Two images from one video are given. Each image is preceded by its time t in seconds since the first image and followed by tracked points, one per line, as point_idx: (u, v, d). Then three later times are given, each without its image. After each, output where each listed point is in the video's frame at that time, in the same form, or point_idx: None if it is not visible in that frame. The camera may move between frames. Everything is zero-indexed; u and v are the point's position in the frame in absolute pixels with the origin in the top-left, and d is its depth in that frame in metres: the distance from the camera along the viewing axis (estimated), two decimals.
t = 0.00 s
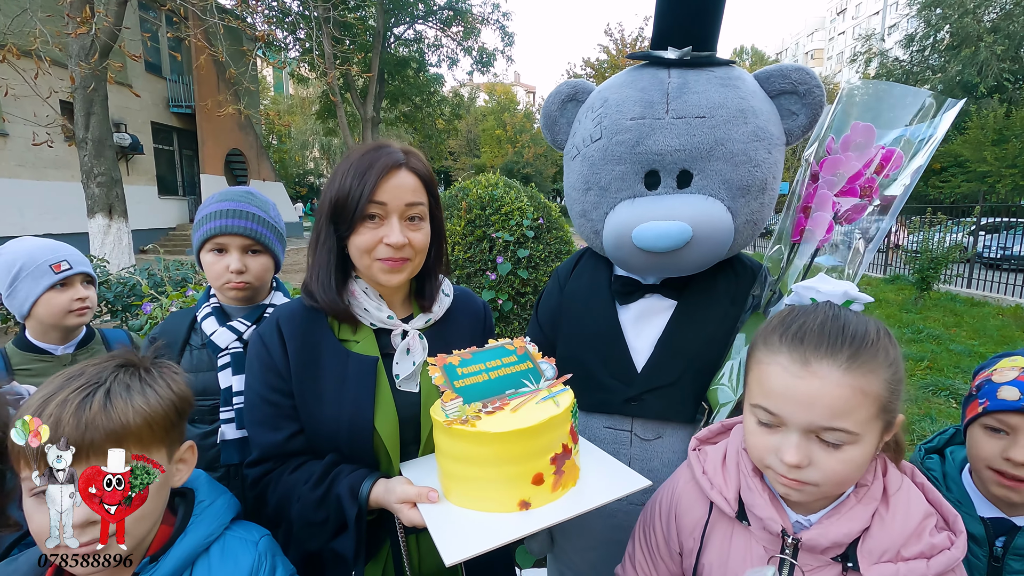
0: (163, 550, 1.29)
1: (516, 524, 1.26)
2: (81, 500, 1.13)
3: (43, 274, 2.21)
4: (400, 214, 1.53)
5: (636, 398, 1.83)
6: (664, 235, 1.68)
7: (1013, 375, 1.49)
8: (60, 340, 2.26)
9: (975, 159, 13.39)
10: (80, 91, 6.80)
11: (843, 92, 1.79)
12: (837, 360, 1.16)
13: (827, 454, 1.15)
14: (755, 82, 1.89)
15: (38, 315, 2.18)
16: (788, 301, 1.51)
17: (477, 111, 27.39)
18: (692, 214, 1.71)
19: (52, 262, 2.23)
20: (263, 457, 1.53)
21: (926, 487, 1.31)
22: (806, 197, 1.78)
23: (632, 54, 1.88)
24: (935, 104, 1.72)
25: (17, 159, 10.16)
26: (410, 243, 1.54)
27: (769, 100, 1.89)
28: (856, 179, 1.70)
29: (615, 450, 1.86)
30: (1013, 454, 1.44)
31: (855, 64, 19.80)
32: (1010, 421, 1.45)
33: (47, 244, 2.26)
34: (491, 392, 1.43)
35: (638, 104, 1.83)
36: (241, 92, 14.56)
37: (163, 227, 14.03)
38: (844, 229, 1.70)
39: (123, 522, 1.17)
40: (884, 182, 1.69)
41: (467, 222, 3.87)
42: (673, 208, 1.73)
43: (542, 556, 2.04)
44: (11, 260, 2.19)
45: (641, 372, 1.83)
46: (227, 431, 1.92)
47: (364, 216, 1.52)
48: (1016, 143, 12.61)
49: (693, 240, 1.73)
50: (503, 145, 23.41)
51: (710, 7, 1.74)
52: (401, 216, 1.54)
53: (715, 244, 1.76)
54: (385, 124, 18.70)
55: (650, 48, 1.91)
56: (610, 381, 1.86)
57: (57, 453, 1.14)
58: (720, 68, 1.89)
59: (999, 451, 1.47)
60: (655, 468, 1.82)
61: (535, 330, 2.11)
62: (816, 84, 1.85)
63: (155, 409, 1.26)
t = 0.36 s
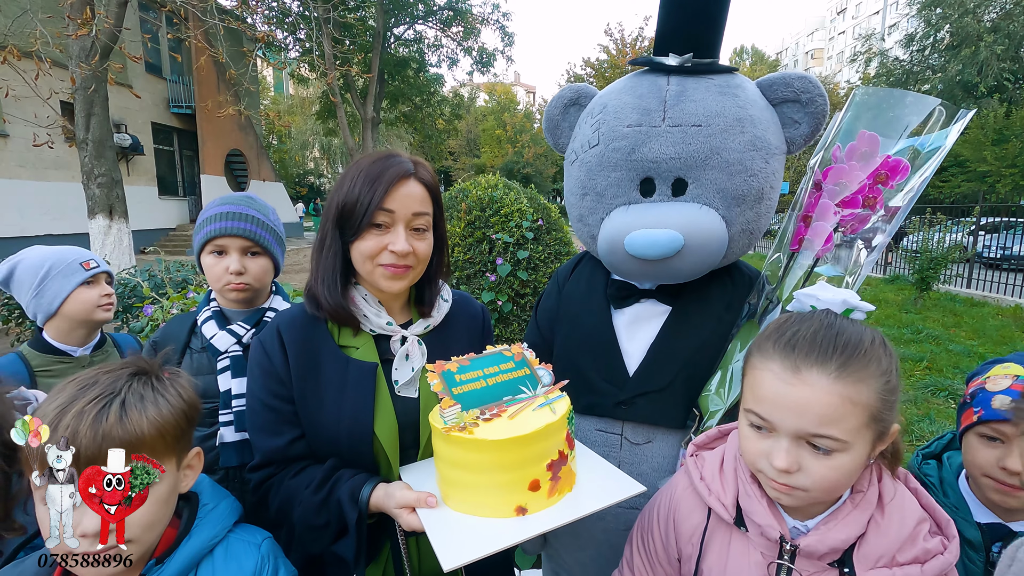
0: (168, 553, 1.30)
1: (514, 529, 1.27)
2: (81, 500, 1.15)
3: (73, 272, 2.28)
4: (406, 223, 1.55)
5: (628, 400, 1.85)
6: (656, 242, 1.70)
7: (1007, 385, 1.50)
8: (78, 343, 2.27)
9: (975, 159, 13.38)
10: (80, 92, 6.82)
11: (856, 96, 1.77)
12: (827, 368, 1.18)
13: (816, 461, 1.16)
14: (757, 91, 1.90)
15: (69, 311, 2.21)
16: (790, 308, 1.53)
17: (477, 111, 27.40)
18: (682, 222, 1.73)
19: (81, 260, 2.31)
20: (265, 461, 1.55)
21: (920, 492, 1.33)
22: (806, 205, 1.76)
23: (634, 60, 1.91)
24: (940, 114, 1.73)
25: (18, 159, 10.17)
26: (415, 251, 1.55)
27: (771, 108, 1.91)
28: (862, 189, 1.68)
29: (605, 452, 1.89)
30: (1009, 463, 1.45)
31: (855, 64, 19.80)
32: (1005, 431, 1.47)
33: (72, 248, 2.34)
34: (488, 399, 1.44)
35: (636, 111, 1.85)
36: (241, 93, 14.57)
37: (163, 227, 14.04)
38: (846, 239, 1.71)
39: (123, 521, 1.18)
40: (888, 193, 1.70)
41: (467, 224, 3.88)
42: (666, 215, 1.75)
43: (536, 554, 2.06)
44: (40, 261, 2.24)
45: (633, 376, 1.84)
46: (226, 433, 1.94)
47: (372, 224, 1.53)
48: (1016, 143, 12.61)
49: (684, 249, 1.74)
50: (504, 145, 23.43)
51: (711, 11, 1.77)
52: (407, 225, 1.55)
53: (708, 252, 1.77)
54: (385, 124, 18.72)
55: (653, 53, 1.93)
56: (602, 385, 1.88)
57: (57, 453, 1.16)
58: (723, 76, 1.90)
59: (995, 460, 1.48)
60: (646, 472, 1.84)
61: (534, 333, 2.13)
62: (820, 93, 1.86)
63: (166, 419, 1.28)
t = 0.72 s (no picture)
0: (169, 551, 1.30)
1: (511, 526, 1.28)
2: (81, 501, 1.16)
3: (104, 269, 2.30)
4: (408, 224, 1.56)
5: (638, 405, 1.85)
6: (667, 243, 1.70)
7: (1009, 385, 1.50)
8: (91, 339, 2.29)
9: (975, 159, 13.37)
10: (80, 92, 6.82)
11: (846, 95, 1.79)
12: (818, 365, 1.18)
13: (808, 456, 1.17)
14: (757, 88, 1.92)
15: (95, 305, 2.23)
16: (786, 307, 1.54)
17: (477, 111, 27.40)
18: (693, 223, 1.73)
19: (114, 258, 2.35)
20: (264, 461, 1.55)
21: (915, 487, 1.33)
22: (805, 202, 1.77)
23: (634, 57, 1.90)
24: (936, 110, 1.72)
25: (18, 159, 10.17)
26: (415, 252, 1.56)
27: (770, 106, 1.92)
28: (857, 185, 1.69)
29: (618, 457, 1.89)
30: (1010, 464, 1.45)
31: (855, 64, 19.79)
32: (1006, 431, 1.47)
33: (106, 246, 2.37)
34: (486, 397, 1.45)
35: (641, 110, 1.84)
36: (241, 93, 14.57)
37: (163, 227, 14.04)
38: (844, 235, 1.71)
39: (124, 521, 1.18)
40: (882, 188, 1.69)
41: (467, 224, 3.89)
42: (676, 217, 1.75)
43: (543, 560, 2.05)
44: (74, 255, 2.26)
45: (643, 379, 1.85)
46: (225, 433, 1.94)
47: (373, 225, 1.53)
48: (1016, 143, 12.62)
49: (698, 250, 1.74)
50: (503, 145, 23.43)
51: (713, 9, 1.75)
52: (408, 226, 1.56)
53: (717, 252, 1.77)
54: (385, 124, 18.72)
55: (651, 49, 1.92)
56: (607, 387, 1.88)
57: (57, 452, 1.16)
58: (723, 73, 1.91)
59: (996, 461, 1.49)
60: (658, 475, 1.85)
61: (532, 333, 2.13)
62: (818, 90, 1.87)
63: (165, 420, 1.29)
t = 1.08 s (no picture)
0: (173, 547, 1.31)
1: (506, 520, 1.28)
2: (81, 500, 1.16)
3: (112, 266, 2.31)
4: (407, 221, 1.56)
5: (651, 406, 1.85)
6: (674, 248, 1.70)
7: (1008, 380, 1.50)
8: (93, 336, 2.28)
9: (975, 159, 13.37)
10: (80, 92, 6.82)
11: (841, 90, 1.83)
12: (807, 358, 1.19)
13: (801, 448, 1.17)
14: (744, 81, 1.93)
15: (99, 302, 2.24)
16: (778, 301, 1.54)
17: (477, 111, 27.40)
18: (699, 226, 1.74)
19: (122, 256, 2.36)
20: (264, 457, 1.56)
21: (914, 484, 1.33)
22: (796, 193, 1.80)
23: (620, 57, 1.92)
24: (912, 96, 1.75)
25: (18, 159, 10.18)
26: (415, 249, 1.57)
27: (757, 97, 1.93)
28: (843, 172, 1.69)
29: (632, 459, 1.86)
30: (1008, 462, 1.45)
31: (855, 64, 19.80)
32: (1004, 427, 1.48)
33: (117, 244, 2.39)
34: (483, 393, 1.46)
35: (635, 113, 1.84)
36: (241, 93, 14.59)
37: (163, 227, 14.04)
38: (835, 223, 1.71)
39: (124, 520, 1.18)
40: (865, 174, 1.70)
41: (467, 223, 3.90)
42: (680, 219, 1.76)
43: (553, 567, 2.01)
44: (84, 252, 2.28)
45: (654, 380, 1.85)
46: (227, 430, 1.95)
47: (372, 222, 1.54)
48: (1016, 143, 12.62)
49: (704, 252, 1.76)
50: (504, 145, 23.47)
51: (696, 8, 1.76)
52: (408, 223, 1.56)
53: (722, 254, 1.79)
54: (385, 124, 18.73)
55: (634, 48, 1.93)
56: (612, 386, 1.89)
57: (57, 452, 1.17)
58: (710, 69, 1.92)
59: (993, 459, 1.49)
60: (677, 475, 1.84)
61: (531, 335, 2.12)
62: (804, 81, 1.89)
63: (169, 417, 1.30)
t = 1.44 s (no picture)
0: (172, 550, 1.31)
1: (503, 520, 1.29)
2: (81, 500, 1.16)
3: (75, 271, 2.31)
4: (404, 220, 1.57)
5: (657, 409, 1.86)
6: (676, 257, 1.71)
7: (1003, 382, 1.49)
8: (66, 335, 2.31)
9: (975, 159, 13.38)
10: (81, 92, 6.82)
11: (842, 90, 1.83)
12: (801, 359, 1.20)
13: (795, 450, 1.17)
14: (735, 81, 1.93)
15: (63, 308, 2.26)
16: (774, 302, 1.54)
17: (477, 111, 27.40)
18: (699, 232, 1.75)
19: (86, 261, 2.35)
20: (262, 457, 1.56)
21: (912, 485, 1.33)
22: (788, 191, 1.83)
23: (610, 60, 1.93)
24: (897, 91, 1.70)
25: (19, 159, 10.18)
26: (412, 248, 1.57)
27: (749, 96, 1.95)
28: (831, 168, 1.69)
29: (639, 462, 1.87)
30: (1004, 461, 1.46)
31: (855, 64, 19.80)
32: (1001, 428, 1.47)
33: (83, 246, 2.37)
34: (480, 393, 1.46)
35: (629, 121, 1.84)
36: (241, 92, 14.59)
37: (163, 227, 14.05)
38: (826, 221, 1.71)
39: (124, 521, 1.19)
40: (854, 169, 1.67)
41: (467, 223, 3.89)
42: (680, 226, 1.76)
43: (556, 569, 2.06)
44: (48, 254, 2.28)
45: (657, 382, 1.86)
46: (228, 430, 1.95)
47: (369, 222, 1.55)
48: (1016, 143, 12.62)
49: (704, 259, 1.77)
50: (504, 145, 23.48)
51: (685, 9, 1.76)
52: (405, 222, 1.57)
53: (722, 257, 1.80)
54: (386, 124, 18.74)
55: (623, 51, 1.92)
56: (612, 386, 1.90)
57: (56, 452, 1.17)
58: (703, 70, 1.92)
59: (990, 458, 1.49)
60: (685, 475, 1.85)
61: (530, 338, 2.11)
62: (794, 79, 1.90)
63: (167, 420, 1.30)
